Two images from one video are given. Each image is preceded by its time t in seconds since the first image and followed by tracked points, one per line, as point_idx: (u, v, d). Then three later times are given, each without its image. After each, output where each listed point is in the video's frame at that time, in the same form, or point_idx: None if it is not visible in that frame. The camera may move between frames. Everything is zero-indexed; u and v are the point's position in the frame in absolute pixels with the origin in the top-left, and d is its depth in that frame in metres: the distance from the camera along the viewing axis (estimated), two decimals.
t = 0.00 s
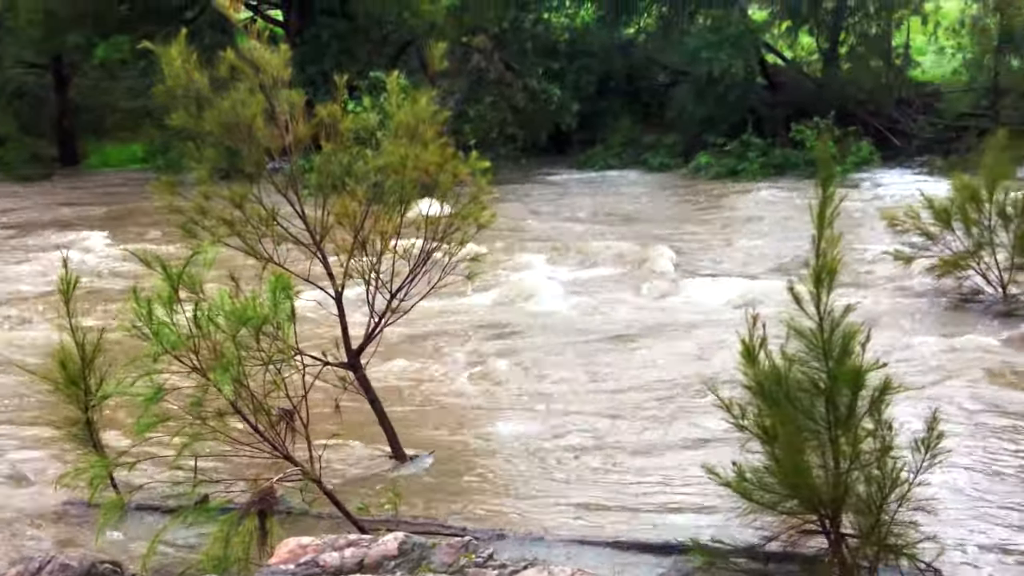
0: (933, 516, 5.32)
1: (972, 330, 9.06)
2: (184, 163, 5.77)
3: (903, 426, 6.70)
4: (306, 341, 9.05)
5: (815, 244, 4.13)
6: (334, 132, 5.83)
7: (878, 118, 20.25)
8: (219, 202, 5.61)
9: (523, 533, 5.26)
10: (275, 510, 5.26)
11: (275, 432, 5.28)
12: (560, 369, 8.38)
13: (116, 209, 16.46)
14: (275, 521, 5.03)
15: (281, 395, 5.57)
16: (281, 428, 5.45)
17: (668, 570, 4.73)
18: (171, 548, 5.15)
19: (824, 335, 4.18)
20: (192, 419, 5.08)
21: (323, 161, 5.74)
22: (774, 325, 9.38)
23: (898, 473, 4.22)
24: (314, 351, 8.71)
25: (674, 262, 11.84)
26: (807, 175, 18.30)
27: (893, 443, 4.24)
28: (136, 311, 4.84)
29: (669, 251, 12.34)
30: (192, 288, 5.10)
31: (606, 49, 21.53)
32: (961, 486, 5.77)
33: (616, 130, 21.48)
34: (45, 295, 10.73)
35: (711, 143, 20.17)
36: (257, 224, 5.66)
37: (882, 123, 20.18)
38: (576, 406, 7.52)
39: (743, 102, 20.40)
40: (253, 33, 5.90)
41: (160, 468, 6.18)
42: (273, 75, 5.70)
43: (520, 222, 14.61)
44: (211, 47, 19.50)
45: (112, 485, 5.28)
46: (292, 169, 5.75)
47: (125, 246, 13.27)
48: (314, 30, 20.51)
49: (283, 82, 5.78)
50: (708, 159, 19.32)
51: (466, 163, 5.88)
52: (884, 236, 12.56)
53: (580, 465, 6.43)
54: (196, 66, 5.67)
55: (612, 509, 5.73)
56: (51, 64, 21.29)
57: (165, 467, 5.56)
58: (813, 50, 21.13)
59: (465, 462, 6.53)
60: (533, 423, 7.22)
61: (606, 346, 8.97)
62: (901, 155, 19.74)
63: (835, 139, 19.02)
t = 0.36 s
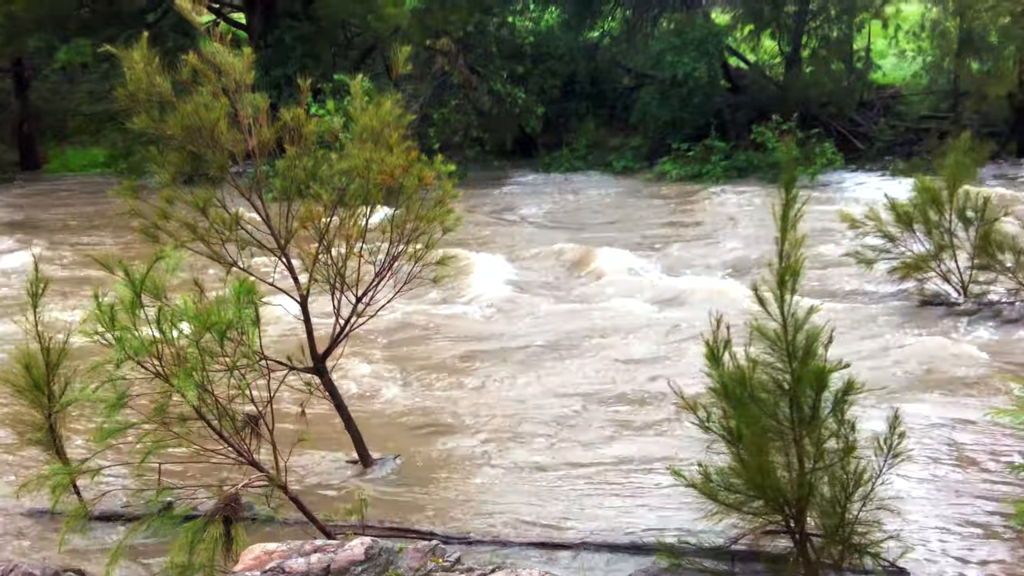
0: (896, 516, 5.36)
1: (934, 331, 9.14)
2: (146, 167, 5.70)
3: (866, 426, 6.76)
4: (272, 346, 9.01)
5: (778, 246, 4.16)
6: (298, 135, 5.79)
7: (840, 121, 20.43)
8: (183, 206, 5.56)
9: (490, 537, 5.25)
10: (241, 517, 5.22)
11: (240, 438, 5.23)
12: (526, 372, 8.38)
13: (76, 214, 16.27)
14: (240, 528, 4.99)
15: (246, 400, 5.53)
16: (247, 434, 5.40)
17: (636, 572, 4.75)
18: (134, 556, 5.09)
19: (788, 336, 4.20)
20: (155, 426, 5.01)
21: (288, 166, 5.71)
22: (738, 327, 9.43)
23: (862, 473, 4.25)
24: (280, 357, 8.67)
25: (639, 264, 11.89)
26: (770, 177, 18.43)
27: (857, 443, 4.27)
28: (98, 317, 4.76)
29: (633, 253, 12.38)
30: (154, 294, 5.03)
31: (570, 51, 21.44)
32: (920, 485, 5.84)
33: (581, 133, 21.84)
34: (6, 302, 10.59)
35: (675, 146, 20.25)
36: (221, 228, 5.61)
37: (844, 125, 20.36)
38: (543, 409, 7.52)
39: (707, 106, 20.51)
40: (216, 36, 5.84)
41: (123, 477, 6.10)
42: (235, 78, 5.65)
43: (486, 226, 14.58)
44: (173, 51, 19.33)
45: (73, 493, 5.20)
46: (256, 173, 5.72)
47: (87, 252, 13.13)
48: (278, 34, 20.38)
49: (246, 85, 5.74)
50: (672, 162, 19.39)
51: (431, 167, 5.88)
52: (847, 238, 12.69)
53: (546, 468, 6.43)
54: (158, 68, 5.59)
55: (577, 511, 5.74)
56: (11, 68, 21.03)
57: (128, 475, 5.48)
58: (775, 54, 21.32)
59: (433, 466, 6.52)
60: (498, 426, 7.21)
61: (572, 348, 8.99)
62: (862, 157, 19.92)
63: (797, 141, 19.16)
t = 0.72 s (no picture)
0: (857, 516, 5.41)
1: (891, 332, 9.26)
2: (104, 171, 5.63)
3: (827, 426, 6.83)
4: (233, 351, 8.95)
5: (739, 248, 4.18)
6: (258, 139, 5.75)
7: (798, 124, 20.63)
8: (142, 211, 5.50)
9: (455, 540, 5.24)
10: (203, 525, 5.17)
11: (201, 444, 5.18)
12: (489, 375, 8.40)
13: (33, 219, 16.03)
14: (202, 535, 4.94)
15: (206, 407, 5.48)
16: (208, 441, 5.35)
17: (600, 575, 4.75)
18: (94, 565, 5.03)
19: (748, 338, 4.22)
20: (116, 433, 4.95)
21: (248, 170, 5.67)
22: (700, 329, 9.51)
23: (822, 472, 4.29)
24: (242, 362, 8.61)
25: (601, 267, 11.95)
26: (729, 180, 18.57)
27: (818, 443, 4.29)
28: (55, 324, 4.69)
29: (595, 256, 12.44)
30: (112, 300, 4.97)
31: (531, 54, 21.47)
32: (880, 484, 5.91)
33: (542, 135, 21.72)
34: None
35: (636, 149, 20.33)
36: (180, 233, 5.56)
37: (802, 128, 20.60)
38: (506, 412, 7.54)
39: (668, 109, 20.63)
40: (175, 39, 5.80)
41: (84, 486, 6.02)
42: (194, 82, 5.61)
43: (449, 229, 14.57)
44: (131, 55, 19.12)
45: (31, 502, 5.13)
46: (216, 178, 5.67)
47: (43, 258, 12.96)
48: (237, 37, 20.22)
49: (205, 89, 5.69)
50: (633, 164, 19.48)
51: (393, 170, 5.87)
52: (805, 240, 12.84)
53: (510, 471, 6.45)
54: (116, 72, 5.52)
55: (542, 514, 5.75)
56: None
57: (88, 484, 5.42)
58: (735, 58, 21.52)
59: (397, 470, 6.51)
60: (461, 429, 7.22)
61: (535, 350, 9.03)
62: (821, 159, 20.13)
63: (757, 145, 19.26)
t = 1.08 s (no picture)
0: (818, 515, 5.46)
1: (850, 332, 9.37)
2: (61, 176, 5.56)
3: (787, 426, 6.90)
4: (193, 356, 8.88)
5: (699, 251, 4.22)
6: (218, 142, 5.71)
7: (758, 127, 20.79)
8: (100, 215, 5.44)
9: (419, 544, 5.23)
10: (163, 532, 5.13)
11: (161, 451, 5.13)
12: (452, 378, 8.40)
13: None
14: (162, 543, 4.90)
15: (166, 413, 5.43)
16: (168, 447, 5.30)
17: None
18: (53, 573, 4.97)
19: (709, 340, 4.26)
20: (74, 440, 4.88)
21: (207, 174, 5.64)
22: (663, 330, 9.56)
23: (783, 472, 4.32)
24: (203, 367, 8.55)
25: (563, 269, 11.99)
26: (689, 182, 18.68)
27: (778, 443, 4.33)
28: (12, 330, 4.59)
29: (557, 259, 12.48)
30: (70, 306, 4.91)
31: (493, 58, 21.47)
32: (839, 483, 5.97)
33: (503, 139, 21.73)
34: None
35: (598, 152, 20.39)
36: (139, 238, 5.51)
37: (761, 131, 20.76)
38: (469, 415, 7.54)
39: (629, 112, 20.71)
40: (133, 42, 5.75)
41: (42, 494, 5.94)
42: (152, 85, 5.57)
43: (411, 233, 14.55)
44: (88, 58, 18.91)
45: None
46: (175, 182, 5.63)
47: None
48: (196, 40, 20.08)
49: (164, 92, 5.66)
50: (595, 167, 19.56)
51: (353, 174, 5.86)
52: (764, 242, 12.95)
53: (473, 473, 6.45)
54: (73, 76, 5.46)
55: (506, 516, 5.76)
56: None
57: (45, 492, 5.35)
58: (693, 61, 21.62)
59: (360, 474, 6.49)
60: (424, 433, 7.21)
61: (497, 353, 9.04)
62: (780, 162, 20.31)
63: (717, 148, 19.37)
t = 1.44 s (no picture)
0: (780, 514, 5.51)
1: (810, 334, 9.45)
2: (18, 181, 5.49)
3: (749, 427, 6.95)
4: (153, 363, 8.78)
5: (660, 253, 4.24)
6: (177, 146, 5.66)
7: (718, 129, 20.92)
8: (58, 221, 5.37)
9: (383, 549, 5.20)
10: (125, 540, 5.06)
11: (121, 458, 5.07)
12: (414, 382, 8.36)
13: None
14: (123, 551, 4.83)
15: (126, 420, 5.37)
16: (128, 454, 5.23)
17: None
18: None
19: (671, 342, 4.29)
20: (33, 447, 4.81)
21: (167, 178, 5.59)
22: (626, 333, 9.59)
23: (744, 472, 4.37)
24: (164, 374, 8.45)
25: (526, 273, 11.99)
26: (651, 185, 18.75)
27: (739, 443, 4.37)
28: None
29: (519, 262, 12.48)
30: (28, 312, 4.84)
31: (454, 61, 21.43)
32: (801, 483, 6.03)
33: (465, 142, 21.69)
34: None
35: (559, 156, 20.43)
36: (98, 244, 5.45)
37: (721, 134, 20.89)
38: (432, 419, 7.51)
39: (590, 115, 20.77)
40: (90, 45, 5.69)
41: None
42: (111, 88, 5.51)
43: (373, 237, 14.49)
44: (44, 62, 18.65)
45: None
46: (134, 187, 5.58)
47: None
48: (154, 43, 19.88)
49: (122, 96, 5.60)
50: (557, 171, 19.59)
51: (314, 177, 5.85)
52: (724, 244, 13.04)
53: (437, 477, 6.43)
54: (29, 79, 5.39)
55: (471, 520, 5.75)
56: None
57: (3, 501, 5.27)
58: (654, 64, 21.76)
59: (323, 480, 6.45)
60: (387, 438, 7.18)
61: (461, 357, 9.03)
62: (740, 164, 20.45)
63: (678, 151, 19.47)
